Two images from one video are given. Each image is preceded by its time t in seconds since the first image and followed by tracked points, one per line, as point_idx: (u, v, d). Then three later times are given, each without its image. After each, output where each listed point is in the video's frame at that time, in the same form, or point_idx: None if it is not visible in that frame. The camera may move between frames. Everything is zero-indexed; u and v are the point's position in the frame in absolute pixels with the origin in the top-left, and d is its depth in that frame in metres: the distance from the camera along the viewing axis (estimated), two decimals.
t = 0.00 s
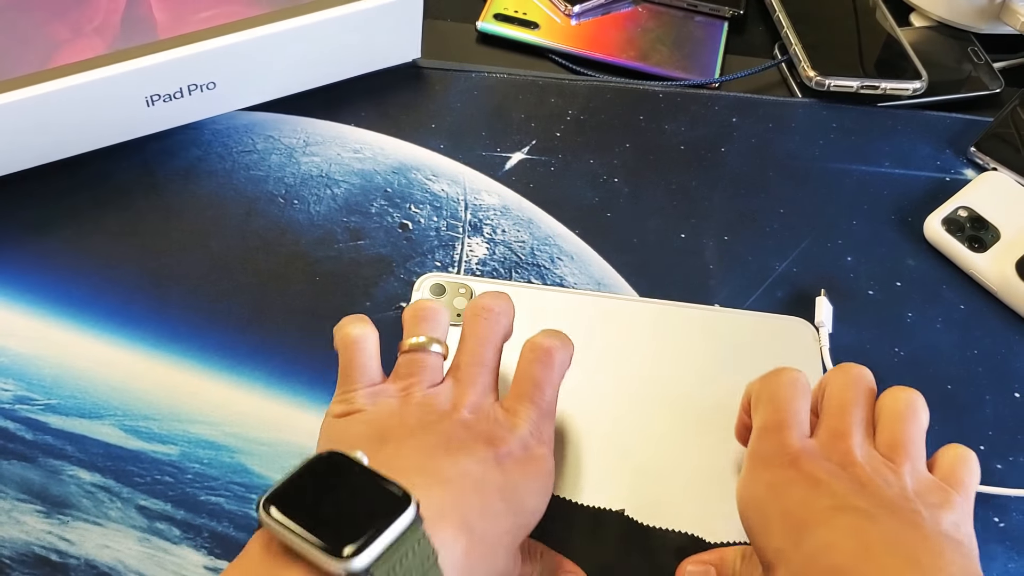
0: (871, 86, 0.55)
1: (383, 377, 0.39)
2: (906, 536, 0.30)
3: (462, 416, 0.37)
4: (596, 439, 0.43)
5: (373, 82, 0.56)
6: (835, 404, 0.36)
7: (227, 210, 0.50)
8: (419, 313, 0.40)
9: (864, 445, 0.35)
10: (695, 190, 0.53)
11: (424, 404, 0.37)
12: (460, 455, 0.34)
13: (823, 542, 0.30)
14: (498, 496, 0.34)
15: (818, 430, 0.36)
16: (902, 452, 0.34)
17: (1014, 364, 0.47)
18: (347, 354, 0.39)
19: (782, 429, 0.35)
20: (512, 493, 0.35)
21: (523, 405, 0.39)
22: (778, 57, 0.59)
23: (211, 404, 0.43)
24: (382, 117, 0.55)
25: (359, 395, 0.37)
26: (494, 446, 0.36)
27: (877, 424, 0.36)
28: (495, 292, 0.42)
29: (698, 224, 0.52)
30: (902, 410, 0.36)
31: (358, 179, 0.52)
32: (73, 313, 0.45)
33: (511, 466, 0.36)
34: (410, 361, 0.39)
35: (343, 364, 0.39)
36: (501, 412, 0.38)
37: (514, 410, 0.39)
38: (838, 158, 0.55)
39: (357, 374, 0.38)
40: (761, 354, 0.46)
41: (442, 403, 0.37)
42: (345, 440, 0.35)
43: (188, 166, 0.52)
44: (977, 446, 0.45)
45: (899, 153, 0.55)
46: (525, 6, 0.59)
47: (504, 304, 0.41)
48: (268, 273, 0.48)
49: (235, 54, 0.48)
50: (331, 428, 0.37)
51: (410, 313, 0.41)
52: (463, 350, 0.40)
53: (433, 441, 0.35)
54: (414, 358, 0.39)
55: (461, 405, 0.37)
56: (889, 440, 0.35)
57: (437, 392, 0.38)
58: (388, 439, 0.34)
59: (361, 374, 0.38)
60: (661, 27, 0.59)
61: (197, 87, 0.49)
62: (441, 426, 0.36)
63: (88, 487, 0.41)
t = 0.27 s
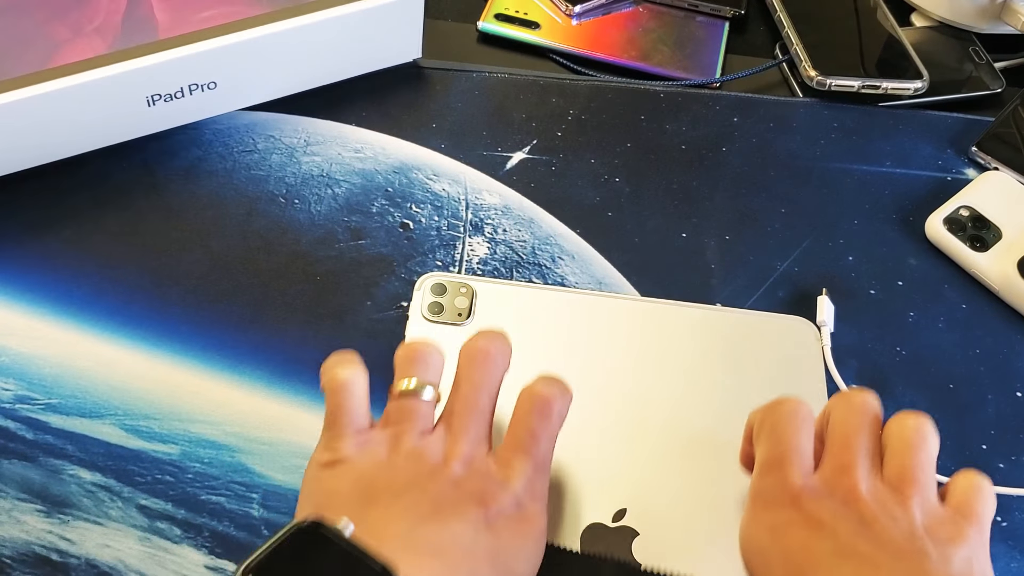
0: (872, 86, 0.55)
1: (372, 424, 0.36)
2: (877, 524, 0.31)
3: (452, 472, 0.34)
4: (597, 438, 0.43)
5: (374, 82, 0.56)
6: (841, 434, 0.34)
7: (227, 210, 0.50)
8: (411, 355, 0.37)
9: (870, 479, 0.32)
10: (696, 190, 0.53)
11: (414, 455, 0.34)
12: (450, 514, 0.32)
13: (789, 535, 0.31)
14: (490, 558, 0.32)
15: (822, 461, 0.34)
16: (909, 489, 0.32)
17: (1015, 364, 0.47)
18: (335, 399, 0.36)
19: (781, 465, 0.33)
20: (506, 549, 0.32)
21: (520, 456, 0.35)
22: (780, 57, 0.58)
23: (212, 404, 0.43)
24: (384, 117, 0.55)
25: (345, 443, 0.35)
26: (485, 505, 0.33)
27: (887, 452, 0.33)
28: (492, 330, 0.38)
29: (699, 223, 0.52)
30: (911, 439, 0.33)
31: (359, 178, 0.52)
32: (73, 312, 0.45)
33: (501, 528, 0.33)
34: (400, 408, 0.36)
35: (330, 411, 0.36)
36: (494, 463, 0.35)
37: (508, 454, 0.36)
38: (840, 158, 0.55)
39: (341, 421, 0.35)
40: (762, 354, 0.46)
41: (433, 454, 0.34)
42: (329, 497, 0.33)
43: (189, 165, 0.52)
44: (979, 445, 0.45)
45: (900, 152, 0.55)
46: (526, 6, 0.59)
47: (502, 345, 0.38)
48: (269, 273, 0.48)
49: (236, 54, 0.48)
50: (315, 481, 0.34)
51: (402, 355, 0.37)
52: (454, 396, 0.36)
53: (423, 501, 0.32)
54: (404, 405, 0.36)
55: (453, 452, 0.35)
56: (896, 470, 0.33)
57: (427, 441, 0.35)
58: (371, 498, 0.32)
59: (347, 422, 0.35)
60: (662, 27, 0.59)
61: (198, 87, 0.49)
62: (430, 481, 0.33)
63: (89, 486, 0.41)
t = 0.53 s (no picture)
0: (873, 86, 0.55)
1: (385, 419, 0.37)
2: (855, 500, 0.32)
3: (465, 466, 0.35)
4: (597, 439, 0.43)
5: (375, 82, 0.56)
6: (834, 453, 0.34)
7: (228, 211, 0.50)
8: (423, 354, 0.38)
9: (865, 498, 0.32)
10: (697, 190, 0.53)
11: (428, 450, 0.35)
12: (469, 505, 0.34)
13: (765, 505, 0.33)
14: (505, 558, 0.33)
15: (817, 479, 0.34)
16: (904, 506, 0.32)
17: (1016, 365, 0.47)
18: (349, 397, 0.37)
19: (778, 484, 0.33)
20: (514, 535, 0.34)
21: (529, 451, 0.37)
22: (780, 57, 0.58)
23: (213, 406, 0.43)
24: (384, 118, 0.55)
25: (359, 440, 0.36)
26: (497, 497, 0.35)
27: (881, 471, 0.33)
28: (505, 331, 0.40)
29: (699, 224, 0.52)
30: (904, 460, 0.33)
31: (360, 179, 0.52)
32: (75, 313, 0.45)
33: (513, 520, 0.34)
34: (412, 405, 0.37)
35: (344, 407, 0.37)
36: (505, 459, 0.37)
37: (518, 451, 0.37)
38: (840, 158, 0.55)
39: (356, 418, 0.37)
40: (762, 355, 0.46)
41: (445, 449, 0.36)
42: (344, 489, 0.34)
43: (190, 166, 0.52)
44: (978, 445, 0.45)
45: (901, 153, 0.55)
46: (526, 6, 0.59)
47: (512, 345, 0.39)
48: (270, 273, 0.48)
49: (239, 54, 0.48)
50: (330, 476, 0.35)
51: (413, 354, 0.38)
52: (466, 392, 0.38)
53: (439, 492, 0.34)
54: (416, 403, 0.37)
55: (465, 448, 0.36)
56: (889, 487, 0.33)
57: (438, 437, 0.36)
58: (387, 492, 0.33)
59: (361, 420, 0.36)
60: (662, 27, 0.59)
61: (201, 87, 0.49)
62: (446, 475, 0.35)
63: (91, 487, 0.41)
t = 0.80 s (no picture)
0: (873, 86, 0.55)
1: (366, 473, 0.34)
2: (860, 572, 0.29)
3: (446, 529, 0.32)
4: (597, 438, 0.43)
5: (375, 82, 0.56)
6: (837, 527, 0.31)
7: (228, 211, 0.50)
8: (406, 409, 0.34)
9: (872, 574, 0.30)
10: (697, 190, 0.53)
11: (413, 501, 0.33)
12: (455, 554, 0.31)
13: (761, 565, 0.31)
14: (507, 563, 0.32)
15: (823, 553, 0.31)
16: None
17: (1016, 364, 0.48)
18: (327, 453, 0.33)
19: (781, 568, 0.30)
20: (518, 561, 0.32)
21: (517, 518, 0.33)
22: (781, 57, 0.58)
23: (213, 405, 0.43)
24: (384, 117, 0.55)
25: (336, 500, 0.33)
26: (478, 564, 0.31)
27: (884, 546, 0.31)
28: (495, 380, 0.36)
29: (699, 223, 0.52)
30: (913, 534, 0.30)
31: (361, 179, 0.52)
32: (76, 313, 0.45)
33: None
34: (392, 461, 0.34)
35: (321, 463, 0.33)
36: (490, 520, 0.33)
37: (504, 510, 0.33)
38: (840, 158, 0.55)
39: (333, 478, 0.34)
40: (762, 354, 0.46)
41: (426, 510, 0.32)
42: (318, 557, 0.32)
43: (190, 166, 0.52)
44: (978, 445, 0.45)
45: (901, 153, 0.55)
46: (527, 6, 0.59)
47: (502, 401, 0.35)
48: (270, 273, 0.48)
49: (239, 54, 0.48)
50: (307, 539, 0.33)
51: (396, 408, 0.34)
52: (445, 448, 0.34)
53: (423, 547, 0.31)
54: (398, 460, 0.34)
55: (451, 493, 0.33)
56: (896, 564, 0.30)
57: (420, 497, 0.33)
58: (363, 559, 0.31)
59: (339, 478, 0.33)
60: (663, 27, 0.59)
61: (201, 87, 0.49)
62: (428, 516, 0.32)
63: (91, 487, 0.41)
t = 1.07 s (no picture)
0: (875, 85, 0.55)
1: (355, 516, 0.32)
2: None
3: None
4: (598, 437, 0.43)
5: (376, 82, 0.56)
6: (836, 560, 0.28)
7: (229, 210, 0.50)
8: (397, 448, 0.32)
9: None
10: (698, 189, 0.53)
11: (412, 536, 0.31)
12: None
13: None
14: None
15: None
16: None
17: (1018, 364, 0.47)
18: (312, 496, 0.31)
19: None
20: None
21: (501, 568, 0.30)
22: (782, 57, 0.58)
23: (213, 405, 0.43)
24: (385, 117, 0.55)
25: (322, 544, 0.31)
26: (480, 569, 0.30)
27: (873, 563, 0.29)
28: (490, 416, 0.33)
29: (700, 223, 0.52)
30: (915, 564, 0.28)
31: (362, 179, 0.52)
32: (76, 313, 0.45)
33: None
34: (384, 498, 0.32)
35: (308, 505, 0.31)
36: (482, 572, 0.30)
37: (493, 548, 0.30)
38: (841, 158, 0.55)
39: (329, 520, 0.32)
40: (763, 354, 0.46)
41: (414, 559, 0.30)
42: None
43: (191, 166, 0.52)
44: (980, 445, 0.45)
45: (902, 153, 0.55)
46: (528, 6, 0.59)
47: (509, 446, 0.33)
48: (271, 273, 0.48)
49: (239, 54, 0.48)
50: None
51: (388, 446, 0.32)
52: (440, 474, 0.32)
53: None
54: (387, 503, 0.32)
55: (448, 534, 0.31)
56: None
57: (409, 543, 0.31)
58: None
59: (325, 521, 0.31)
60: (663, 27, 0.59)
61: (201, 87, 0.49)
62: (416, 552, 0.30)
63: (92, 486, 0.41)
